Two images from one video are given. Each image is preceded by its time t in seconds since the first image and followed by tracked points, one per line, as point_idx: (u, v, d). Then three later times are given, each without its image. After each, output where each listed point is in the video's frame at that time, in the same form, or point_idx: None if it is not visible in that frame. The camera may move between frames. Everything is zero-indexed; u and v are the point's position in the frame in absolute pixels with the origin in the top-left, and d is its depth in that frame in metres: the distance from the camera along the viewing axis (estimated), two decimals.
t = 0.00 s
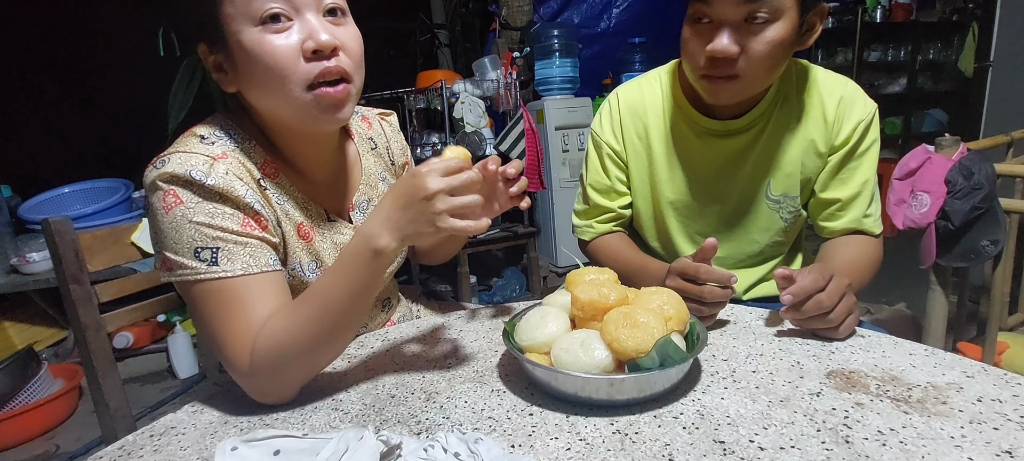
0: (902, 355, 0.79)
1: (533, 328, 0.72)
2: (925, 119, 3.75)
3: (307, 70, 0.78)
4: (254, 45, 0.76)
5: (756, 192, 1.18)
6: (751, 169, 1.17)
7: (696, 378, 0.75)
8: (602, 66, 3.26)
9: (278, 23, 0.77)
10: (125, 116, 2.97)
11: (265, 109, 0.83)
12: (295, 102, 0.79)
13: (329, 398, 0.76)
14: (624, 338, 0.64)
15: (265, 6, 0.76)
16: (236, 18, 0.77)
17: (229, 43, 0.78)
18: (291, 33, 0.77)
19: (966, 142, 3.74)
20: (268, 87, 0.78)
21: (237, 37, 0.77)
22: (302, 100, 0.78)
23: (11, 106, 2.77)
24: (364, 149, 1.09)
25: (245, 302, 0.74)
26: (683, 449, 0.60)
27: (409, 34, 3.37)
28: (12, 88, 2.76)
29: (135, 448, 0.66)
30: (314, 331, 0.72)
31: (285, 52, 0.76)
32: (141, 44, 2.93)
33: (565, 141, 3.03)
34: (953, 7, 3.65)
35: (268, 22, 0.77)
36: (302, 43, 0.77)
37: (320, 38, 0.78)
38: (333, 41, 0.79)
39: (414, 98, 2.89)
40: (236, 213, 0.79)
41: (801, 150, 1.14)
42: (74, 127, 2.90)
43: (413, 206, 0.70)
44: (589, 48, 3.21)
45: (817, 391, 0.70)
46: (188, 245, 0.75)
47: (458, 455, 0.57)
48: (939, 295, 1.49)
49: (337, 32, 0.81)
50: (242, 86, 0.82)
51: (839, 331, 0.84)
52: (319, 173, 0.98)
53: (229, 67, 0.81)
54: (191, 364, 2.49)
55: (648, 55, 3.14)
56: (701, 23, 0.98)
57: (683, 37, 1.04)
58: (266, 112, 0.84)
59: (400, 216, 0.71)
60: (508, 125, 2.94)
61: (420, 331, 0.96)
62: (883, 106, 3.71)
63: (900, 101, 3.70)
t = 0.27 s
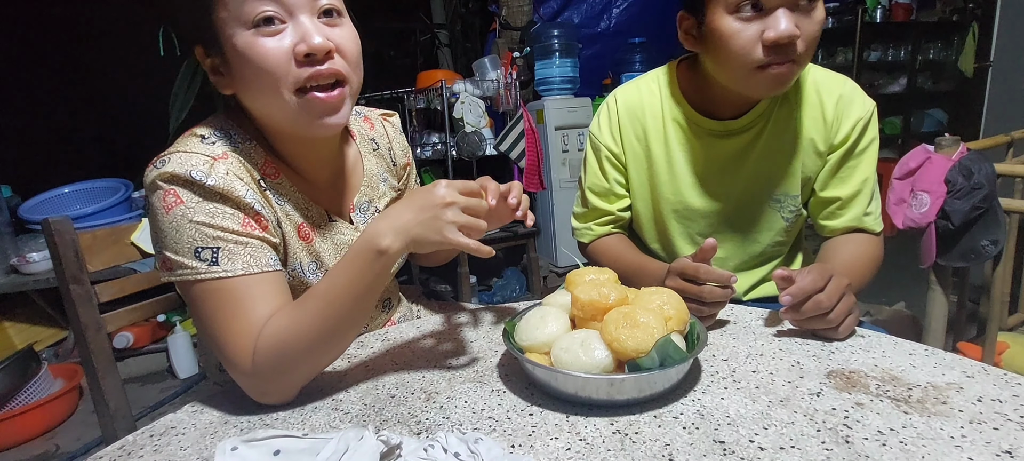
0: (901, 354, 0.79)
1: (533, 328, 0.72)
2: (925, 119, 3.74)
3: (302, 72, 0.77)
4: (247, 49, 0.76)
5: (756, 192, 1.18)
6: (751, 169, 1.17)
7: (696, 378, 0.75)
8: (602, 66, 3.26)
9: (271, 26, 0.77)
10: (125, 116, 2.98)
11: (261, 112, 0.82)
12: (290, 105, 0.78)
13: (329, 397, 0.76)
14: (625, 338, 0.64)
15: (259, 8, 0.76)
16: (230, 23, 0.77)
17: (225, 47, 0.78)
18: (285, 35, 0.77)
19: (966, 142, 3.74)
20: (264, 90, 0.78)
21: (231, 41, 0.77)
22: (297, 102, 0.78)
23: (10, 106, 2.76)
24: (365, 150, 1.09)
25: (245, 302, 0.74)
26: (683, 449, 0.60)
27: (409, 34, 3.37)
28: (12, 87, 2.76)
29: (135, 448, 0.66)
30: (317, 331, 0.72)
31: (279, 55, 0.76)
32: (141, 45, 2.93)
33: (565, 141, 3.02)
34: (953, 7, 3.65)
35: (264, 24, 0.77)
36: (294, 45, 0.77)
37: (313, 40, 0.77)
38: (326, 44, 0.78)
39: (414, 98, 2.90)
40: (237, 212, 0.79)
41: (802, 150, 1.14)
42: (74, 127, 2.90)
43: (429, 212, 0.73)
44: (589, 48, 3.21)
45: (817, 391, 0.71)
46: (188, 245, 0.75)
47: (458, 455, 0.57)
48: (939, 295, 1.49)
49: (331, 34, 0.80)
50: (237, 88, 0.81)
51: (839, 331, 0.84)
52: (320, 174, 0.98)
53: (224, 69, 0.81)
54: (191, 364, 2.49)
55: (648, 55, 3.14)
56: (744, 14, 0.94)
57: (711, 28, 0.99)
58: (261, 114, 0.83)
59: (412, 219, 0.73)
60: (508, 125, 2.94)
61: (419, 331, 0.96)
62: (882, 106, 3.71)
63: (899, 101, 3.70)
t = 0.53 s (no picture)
0: (901, 354, 0.79)
1: (533, 328, 0.72)
2: (925, 119, 3.74)
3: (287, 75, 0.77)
4: (236, 52, 0.76)
5: (756, 192, 1.18)
6: (751, 170, 1.17)
7: (696, 378, 0.75)
8: (601, 66, 3.26)
9: (260, 29, 0.77)
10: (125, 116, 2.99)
11: (255, 114, 0.82)
12: (281, 107, 0.78)
13: (329, 397, 0.76)
14: (624, 338, 0.64)
15: (247, 11, 0.76)
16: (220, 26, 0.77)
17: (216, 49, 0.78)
18: (275, 37, 0.77)
19: (966, 142, 3.74)
20: (255, 92, 0.78)
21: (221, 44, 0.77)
22: (287, 104, 0.78)
23: (10, 106, 2.76)
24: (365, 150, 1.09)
25: (245, 303, 0.74)
26: (683, 449, 0.60)
27: (409, 34, 3.37)
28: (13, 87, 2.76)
29: (135, 448, 0.66)
30: (318, 331, 0.72)
31: (267, 57, 0.76)
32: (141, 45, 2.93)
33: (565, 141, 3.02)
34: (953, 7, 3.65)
35: (254, 26, 0.77)
36: (283, 47, 0.76)
37: (301, 43, 0.77)
38: (316, 46, 0.78)
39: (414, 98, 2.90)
40: (235, 213, 0.79)
41: (801, 150, 1.14)
42: (74, 127, 2.90)
43: (433, 214, 0.74)
44: (589, 48, 3.21)
45: (817, 391, 0.70)
46: (187, 246, 0.75)
47: (458, 455, 0.57)
48: (938, 295, 1.50)
49: (323, 36, 0.80)
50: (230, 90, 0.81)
51: (839, 331, 0.84)
52: (320, 175, 0.98)
53: (217, 71, 0.81)
54: (191, 364, 2.49)
55: (648, 55, 3.14)
56: (751, 9, 0.95)
57: (716, 24, 0.99)
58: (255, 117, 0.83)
59: (415, 220, 0.73)
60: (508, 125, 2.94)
61: (419, 331, 0.96)
62: (882, 106, 3.72)
63: (900, 101, 3.71)
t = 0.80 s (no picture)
0: (901, 355, 0.79)
1: (533, 328, 0.72)
2: (925, 119, 3.74)
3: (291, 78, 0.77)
4: (238, 53, 0.76)
5: (756, 192, 1.18)
6: (751, 170, 1.17)
7: (696, 378, 0.75)
8: (601, 66, 3.26)
9: (263, 31, 0.77)
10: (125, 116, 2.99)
11: (256, 115, 0.82)
12: (281, 108, 0.78)
13: (329, 397, 0.76)
14: (624, 338, 0.64)
15: (249, 13, 0.76)
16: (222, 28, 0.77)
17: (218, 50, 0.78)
18: (278, 38, 0.77)
19: (966, 142, 3.74)
20: (257, 93, 0.78)
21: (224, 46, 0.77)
22: (289, 105, 0.78)
23: (10, 106, 2.76)
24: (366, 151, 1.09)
25: (245, 303, 0.74)
26: (683, 449, 0.60)
27: (409, 34, 3.37)
28: (12, 87, 2.76)
29: (135, 448, 0.66)
30: (318, 331, 0.72)
31: (270, 58, 0.76)
32: (141, 45, 2.93)
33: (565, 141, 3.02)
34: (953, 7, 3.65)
35: (258, 27, 0.76)
36: (286, 49, 0.76)
37: (303, 45, 0.76)
38: (318, 48, 0.78)
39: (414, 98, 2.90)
40: (236, 213, 0.79)
41: (801, 150, 1.14)
42: (74, 127, 2.91)
43: (435, 215, 0.74)
44: (589, 48, 3.21)
45: (817, 391, 0.70)
46: (188, 245, 0.75)
47: (458, 455, 0.57)
48: (938, 295, 1.50)
49: (325, 37, 0.80)
50: (232, 91, 0.81)
51: (839, 331, 0.84)
52: (320, 175, 0.98)
53: (219, 71, 0.81)
54: (191, 364, 2.49)
55: (648, 55, 3.14)
56: (751, 10, 0.95)
57: (716, 25, 0.99)
58: (256, 118, 0.83)
59: (418, 221, 0.73)
60: (508, 125, 2.95)
61: (419, 331, 0.96)
62: (882, 106, 3.72)
63: (899, 101, 3.71)
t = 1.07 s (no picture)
0: (902, 355, 0.79)
1: (533, 328, 0.72)
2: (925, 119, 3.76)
3: (296, 79, 0.77)
4: (242, 54, 0.76)
5: (756, 193, 1.18)
6: (750, 170, 1.17)
7: (696, 378, 0.75)
8: (602, 66, 3.26)
9: (267, 31, 0.76)
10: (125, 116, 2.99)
11: (258, 115, 0.82)
12: (283, 108, 0.78)
13: (329, 397, 0.76)
14: (624, 338, 0.64)
15: (253, 14, 0.76)
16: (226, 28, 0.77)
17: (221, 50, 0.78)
18: (281, 39, 0.77)
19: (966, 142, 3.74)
20: (260, 93, 0.78)
21: (227, 45, 0.77)
22: (291, 105, 0.78)
23: (11, 106, 2.76)
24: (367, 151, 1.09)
25: (245, 303, 0.74)
26: (683, 449, 0.60)
27: (409, 34, 3.37)
28: (12, 87, 2.76)
29: (135, 448, 0.66)
30: (317, 331, 0.72)
31: (273, 59, 0.76)
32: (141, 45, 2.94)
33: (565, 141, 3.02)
34: (953, 7, 3.66)
35: (260, 28, 0.76)
36: (289, 50, 0.76)
37: (307, 46, 0.76)
38: (322, 49, 0.77)
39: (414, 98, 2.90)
40: (238, 213, 0.79)
41: (800, 150, 1.14)
42: (74, 127, 2.91)
43: (436, 216, 0.74)
44: (589, 48, 3.21)
45: (817, 391, 0.70)
46: (189, 245, 0.75)
47: (458, 455, 0.57)
48: (938, 295, 1.50)
49: (328, 38, 0.80)
50: (235, 91, 0.81)
51: (839, 331, 0.84)
52: (320, 176, 0.98)
53: (222, 71, 0.81)
54: (191, 364, 2.49)
55: (648, 55, 3.14)
56: (747, 11, 0.95)
57: (713, 26, 0.99)
58: (258, 118, 0.83)
59: (418, 222, 0.73)
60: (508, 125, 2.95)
61: (419, 331, 0.96)
62: (882, 106, 3.72)
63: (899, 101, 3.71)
